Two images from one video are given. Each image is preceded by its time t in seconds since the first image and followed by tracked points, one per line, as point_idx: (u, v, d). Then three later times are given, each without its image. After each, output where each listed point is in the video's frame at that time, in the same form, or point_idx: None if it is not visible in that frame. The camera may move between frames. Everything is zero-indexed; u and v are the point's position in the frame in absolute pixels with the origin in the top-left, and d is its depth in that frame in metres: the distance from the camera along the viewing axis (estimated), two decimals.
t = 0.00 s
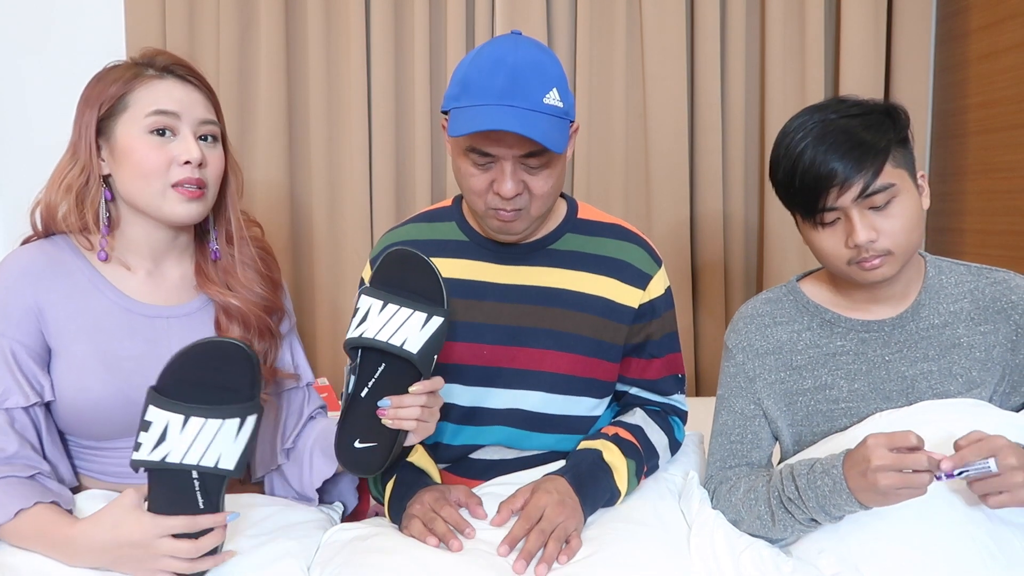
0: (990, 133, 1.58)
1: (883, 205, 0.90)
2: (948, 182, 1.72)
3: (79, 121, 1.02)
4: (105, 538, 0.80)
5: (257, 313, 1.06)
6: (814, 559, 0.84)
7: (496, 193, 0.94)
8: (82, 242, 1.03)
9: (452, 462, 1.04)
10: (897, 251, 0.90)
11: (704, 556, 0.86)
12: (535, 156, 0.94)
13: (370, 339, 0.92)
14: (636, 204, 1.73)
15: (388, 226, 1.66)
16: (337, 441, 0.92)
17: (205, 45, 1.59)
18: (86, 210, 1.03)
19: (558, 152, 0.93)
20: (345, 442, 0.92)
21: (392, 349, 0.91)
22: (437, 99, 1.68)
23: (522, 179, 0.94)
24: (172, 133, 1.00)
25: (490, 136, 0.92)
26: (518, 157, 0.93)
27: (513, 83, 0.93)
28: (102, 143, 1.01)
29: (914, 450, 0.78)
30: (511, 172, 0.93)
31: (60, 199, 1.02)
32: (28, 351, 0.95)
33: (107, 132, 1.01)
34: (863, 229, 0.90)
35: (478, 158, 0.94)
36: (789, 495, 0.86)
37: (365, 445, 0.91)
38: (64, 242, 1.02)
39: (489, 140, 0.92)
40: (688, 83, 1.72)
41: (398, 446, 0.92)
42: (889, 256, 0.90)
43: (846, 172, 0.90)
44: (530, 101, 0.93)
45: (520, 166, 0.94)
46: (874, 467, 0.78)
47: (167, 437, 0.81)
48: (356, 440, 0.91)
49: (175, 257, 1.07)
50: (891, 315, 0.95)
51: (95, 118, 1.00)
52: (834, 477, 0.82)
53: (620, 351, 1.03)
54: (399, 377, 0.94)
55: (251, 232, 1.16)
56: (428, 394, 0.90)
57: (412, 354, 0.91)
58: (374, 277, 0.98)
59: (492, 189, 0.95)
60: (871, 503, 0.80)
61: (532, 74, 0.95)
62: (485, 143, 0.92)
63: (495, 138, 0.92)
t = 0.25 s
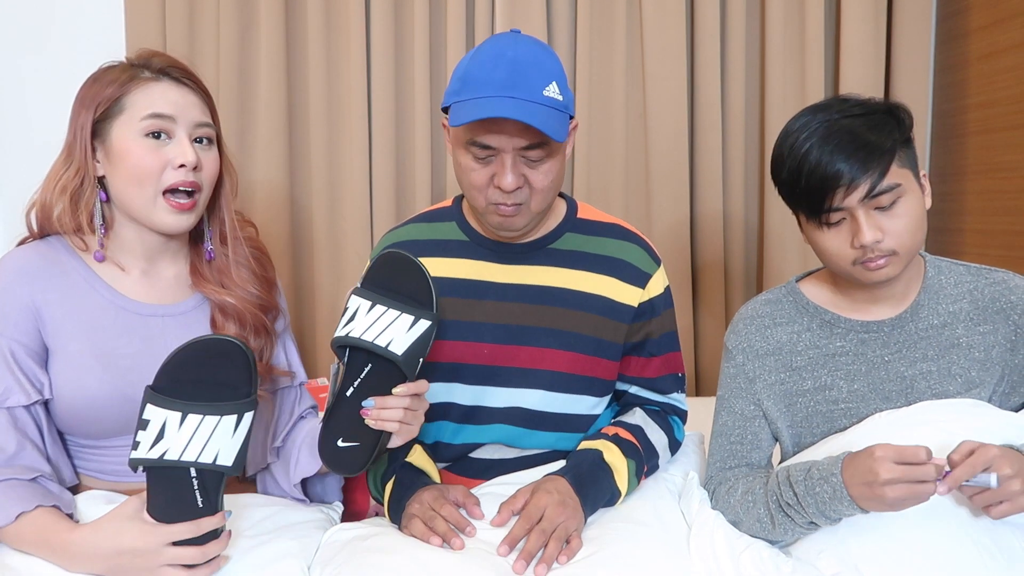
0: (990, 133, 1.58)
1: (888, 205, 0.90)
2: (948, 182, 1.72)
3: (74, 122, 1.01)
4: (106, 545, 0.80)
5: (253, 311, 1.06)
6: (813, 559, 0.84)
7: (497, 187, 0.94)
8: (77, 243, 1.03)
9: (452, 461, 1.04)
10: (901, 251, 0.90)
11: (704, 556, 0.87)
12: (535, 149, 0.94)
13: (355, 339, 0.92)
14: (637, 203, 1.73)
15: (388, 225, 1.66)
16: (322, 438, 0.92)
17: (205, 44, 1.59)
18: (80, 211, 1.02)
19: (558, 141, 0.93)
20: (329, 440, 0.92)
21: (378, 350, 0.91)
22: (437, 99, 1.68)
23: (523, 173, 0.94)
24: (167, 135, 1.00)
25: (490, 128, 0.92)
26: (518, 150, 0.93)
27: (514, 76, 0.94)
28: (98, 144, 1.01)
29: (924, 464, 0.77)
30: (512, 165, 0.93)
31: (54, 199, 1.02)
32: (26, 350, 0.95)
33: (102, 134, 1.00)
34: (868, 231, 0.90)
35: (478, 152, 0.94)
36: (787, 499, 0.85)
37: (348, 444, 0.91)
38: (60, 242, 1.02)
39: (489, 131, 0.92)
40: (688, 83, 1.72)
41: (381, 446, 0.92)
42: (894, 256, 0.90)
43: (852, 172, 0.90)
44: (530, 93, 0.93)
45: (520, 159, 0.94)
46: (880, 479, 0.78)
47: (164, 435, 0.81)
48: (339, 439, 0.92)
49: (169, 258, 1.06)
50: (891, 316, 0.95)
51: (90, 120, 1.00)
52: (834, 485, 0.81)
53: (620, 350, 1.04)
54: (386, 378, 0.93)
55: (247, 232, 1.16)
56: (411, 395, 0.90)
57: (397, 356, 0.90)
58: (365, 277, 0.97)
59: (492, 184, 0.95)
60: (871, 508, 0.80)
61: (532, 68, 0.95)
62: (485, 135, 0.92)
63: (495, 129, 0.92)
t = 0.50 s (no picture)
0: (990, 133, 1.58)
1: (887, 202, 0.90)
2: (948, 182, 1.72)
3: (70, 125, 1.01)
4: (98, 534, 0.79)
5: (253, 313, 1.06)
6: (815, 558, 0.84)
7: (488, 174, 0.94)
8: (76, 245, 1.02)
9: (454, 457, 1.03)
10: (897, 250, 0.90)
11: (705, 556, 0.86)
12: (527, 137, 0.94)
13: (345, 320, 0.93)
14: (637, 203, 1.73)
15: (388, 225, 1.66)
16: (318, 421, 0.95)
17: (205, 44, 1.59)
18: (79, 215, 1.02)
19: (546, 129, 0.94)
20: (325, 422, 0.94)
21: (367, 331, 0.92)
22: (437, 98, 1.68)
23: (514, 162, 0.94)
24: (167, 134, 1.00)
25: (482, 114, 0.93)
26: (510, 137, 0.94)
27: (509, 65, 0.95)
28: (96, 147, 1.00)
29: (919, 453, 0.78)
30: (503, 153, 0.94)
31: (53, 202, 1.01)
32: (24, 354, 0.95)
33: (101, 136, 1.00)
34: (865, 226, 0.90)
35: (471, 139, 0.95)
36: (790, 488, 0.86)
37: (343, 427, 0.93)
38: (59, 245, 1.02)
39: (481, 117, 0.93)
40: (688, 82, 1.72)
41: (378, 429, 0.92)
42: (890, 254, 0.90)
43: (853, 169, 0.90)
44: (524, 82, 0.94)
45: (513, 148, 0.95)
46: (874, 469, 0.78)
47: (98, 399, 0.83)
48: (335, 422, 0.94)
49: (168, 258, 1.07)
50: (889, 316, 0.95)
51: (87, 122, 0.99)
52: (835, 471, 0.82)
53: (620, 346, 1.04)
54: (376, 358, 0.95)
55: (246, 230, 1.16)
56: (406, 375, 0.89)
57: (386, 336, 0.91)
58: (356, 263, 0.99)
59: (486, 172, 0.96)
60: (870, 499, 0.80)
61: (526, 58, 0.97)
62: (477, 119, 0.94)
63: (488, 115, 0.93)
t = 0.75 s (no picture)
0: (990, 133, 1.58)
1: (878, 204, 0.90)
2: (948, 182, 1.72)
3: (75, 125, 1.00)
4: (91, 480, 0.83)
5: (254, 315, 1.06)
6: (815, 558, 0.84)
7: (485, 168, 0.95)
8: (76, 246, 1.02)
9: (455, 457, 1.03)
10: (891, 251, 0.90)
11: (705, 557, 0.86)
12: (522, 129, 0.95)
13: (338, 300, 0.92)
14: (637, 203, 1.73)
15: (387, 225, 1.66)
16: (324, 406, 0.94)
17: (205, 44, 1.59)
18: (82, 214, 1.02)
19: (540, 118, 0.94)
20: (332, 408, 0.93)
21: (361, 307, 0.91)
22: (437, 98, 1.68)
23: (510, 155, 0.95)
24: (174, 139, 1.00)
25: (477, 107, 0.94)
26: (505, 130, 0.94)
27: (504, 58, 0.96)
28: (101, 150, 1.00)
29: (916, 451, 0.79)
30: (499, 146, 0.95)
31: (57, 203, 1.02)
32: (27, 352, 0.95)
33: (106, 139, 1.00)
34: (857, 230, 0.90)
35: (468, 132, 0.96)
36: (789, 488, 0.86)
37: (350, 407, 0.93)
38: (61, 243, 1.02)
39: (476, 109, 0.94)
40: (688, 82, 1.72)
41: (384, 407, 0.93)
42: (884, 256, 0.90)
43: (847, 169, 0.90)
44: (519, 74, 0.94)
45: (508, 141, 0.95)
46: (875, 467, 0.78)
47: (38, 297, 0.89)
48: (342, 403, 0.93)
49: (170, 260, 1.08)
50: (889, 316, 0.95)
51: (93, 125, 0.99)
52: (835, 470, 0.82)
53: (619, 344, 1.03)
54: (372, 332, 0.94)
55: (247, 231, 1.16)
56: (405, 347, 0.91)
57: (381, 310, 0.90)
58: (343, 246, 0.98)
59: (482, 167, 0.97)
60: (869, 498, 0.80)
61: (521, 53, 0.97)
62: (472, 112, 0.95)
63: (482, 107, 0.94)
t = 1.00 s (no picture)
0: (990, 133, 1.58)
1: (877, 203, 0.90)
2: (948, 182, 1.72)
3: (87, 129, 0.99)
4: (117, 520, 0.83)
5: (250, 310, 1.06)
6: (814, 558, 0.84)
7: (486, 165, 0.95)
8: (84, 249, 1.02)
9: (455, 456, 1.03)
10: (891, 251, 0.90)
11: (705, 557, 0.86)
12: (521, 123, 0.95)
13: (346, 313, 0.91)
14: (637, 203, 1.73)
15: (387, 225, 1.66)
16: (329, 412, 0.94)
17: (205, 44, 1.59)
18: (93, 217, 1.01)
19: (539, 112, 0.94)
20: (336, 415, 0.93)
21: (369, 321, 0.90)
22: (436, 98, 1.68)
23: (511, 151, 0.95)
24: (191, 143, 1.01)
25: (476, 103, 0.94)
26: (505, 126, 0.94)
27: (501, 53, 0.96)
28: (119, 155, 0.99)
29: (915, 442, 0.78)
30: (500, 142, 0.94)
31: (68, 205, 1.00)
32: (27, 356, 0.95)
33: (124, 145, 0.99)
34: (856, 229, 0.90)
35: (468, 129, 0.96)
36: (788, 493, 0.86)
37: (355, 416, 0.92)
38: (60, 247, 1.02)
39: (475, 106, 0.94)
40: (688, 82, 1.72)
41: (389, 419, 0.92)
42: (883, 255, 0.90)
43: (847, 167, 0.90)
44: (517, 69, 0.95)
45: (508, 136, 0.95)
46: (877, 466, 0.78)
47: (144, 391, 0.73)
48: (346, 412, 0.93)
49: (172, 261, 1.08)
50: (889, 317, 0.95)
51: (110, 129, 0.98)
52: (832, 475, 0.82)
53: (617, 341, 1.03)
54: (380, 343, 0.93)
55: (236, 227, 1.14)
56: (410, 360, 0.91)
57: (388, 323, 0.90)
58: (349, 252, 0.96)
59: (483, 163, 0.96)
60: (871, 497, 0.80)
61: (518, 47, 0.97)
62: (471, 109, 0.95)
63: (481, 103, 0.94)
